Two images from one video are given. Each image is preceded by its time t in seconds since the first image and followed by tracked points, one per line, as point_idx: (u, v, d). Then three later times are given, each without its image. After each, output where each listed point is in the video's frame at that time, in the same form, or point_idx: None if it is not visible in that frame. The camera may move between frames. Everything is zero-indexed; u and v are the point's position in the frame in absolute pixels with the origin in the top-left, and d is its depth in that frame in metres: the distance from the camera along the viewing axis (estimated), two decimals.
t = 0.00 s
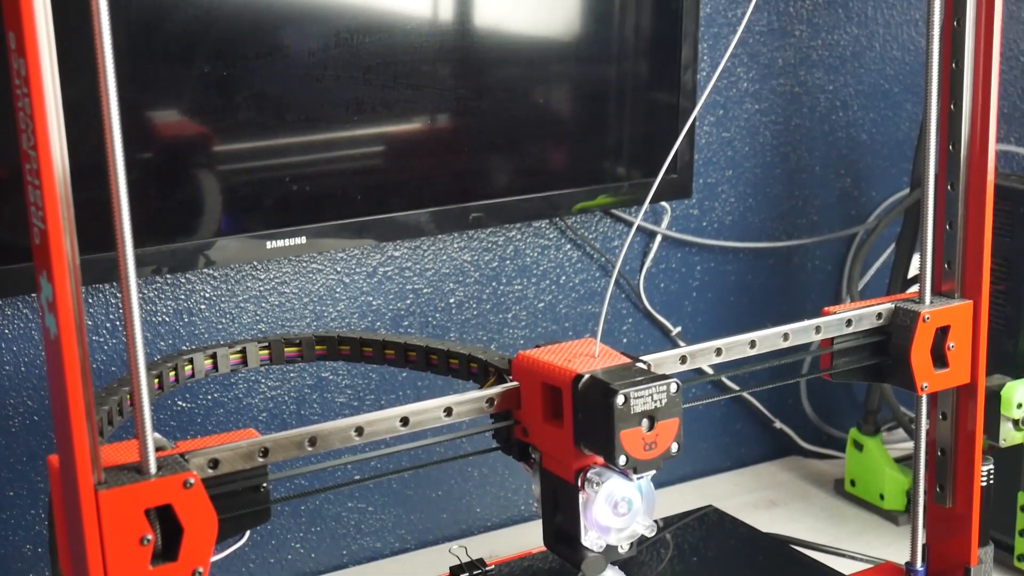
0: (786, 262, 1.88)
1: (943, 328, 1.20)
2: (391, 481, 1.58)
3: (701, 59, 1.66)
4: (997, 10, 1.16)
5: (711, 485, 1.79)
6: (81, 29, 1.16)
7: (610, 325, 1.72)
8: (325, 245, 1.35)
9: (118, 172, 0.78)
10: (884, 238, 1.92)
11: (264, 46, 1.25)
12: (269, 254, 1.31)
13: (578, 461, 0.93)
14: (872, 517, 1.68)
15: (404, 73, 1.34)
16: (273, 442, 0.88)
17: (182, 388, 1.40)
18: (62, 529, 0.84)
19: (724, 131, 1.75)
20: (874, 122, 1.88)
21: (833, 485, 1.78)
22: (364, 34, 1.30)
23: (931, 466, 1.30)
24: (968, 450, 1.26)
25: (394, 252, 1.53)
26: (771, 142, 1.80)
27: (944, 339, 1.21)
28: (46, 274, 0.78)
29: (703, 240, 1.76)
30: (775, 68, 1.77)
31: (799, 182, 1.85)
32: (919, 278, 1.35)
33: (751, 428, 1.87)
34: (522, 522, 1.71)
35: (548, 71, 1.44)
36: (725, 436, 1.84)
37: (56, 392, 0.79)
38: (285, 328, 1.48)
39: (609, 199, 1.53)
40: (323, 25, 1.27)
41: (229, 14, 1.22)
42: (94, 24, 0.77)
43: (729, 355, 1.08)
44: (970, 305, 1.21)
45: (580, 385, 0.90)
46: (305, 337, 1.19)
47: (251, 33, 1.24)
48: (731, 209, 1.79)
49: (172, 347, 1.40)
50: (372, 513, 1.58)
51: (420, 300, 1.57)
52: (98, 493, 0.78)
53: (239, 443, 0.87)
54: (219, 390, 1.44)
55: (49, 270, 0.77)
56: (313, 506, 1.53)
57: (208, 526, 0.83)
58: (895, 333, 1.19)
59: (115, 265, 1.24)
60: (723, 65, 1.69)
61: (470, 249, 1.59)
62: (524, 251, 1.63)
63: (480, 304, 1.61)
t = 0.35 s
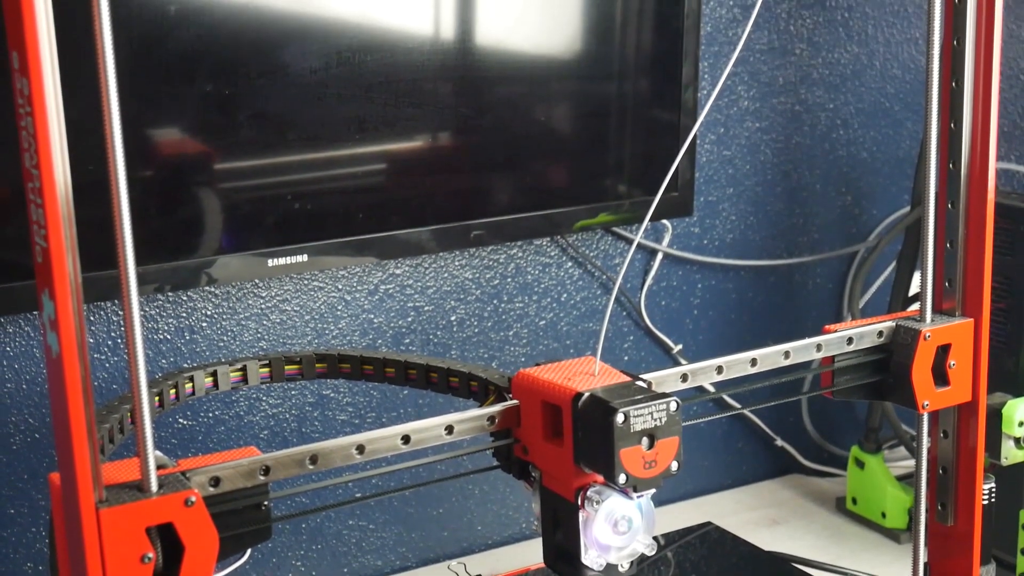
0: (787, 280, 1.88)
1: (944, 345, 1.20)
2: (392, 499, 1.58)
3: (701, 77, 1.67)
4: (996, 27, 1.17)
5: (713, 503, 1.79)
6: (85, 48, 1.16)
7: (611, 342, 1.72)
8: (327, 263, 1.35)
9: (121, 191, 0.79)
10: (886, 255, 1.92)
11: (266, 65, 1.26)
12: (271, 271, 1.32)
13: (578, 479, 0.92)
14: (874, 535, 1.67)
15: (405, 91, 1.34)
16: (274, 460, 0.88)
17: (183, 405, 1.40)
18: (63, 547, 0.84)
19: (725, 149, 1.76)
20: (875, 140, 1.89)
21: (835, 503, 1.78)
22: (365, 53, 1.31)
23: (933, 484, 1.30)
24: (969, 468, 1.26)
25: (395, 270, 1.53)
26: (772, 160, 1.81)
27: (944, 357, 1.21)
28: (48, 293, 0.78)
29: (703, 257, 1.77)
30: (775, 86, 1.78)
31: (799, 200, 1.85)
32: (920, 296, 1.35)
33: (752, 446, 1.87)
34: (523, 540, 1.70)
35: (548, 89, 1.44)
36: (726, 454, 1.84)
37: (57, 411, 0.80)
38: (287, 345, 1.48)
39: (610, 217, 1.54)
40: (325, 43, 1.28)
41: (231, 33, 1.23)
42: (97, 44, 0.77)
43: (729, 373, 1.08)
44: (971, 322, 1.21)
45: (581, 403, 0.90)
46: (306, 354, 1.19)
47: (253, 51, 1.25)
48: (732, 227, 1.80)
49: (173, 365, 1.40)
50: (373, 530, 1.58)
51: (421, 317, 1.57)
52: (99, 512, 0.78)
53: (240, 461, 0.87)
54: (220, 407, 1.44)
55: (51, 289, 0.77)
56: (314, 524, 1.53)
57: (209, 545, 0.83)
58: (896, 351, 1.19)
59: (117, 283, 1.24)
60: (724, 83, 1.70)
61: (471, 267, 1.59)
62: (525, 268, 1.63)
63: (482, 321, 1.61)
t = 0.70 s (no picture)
0: (788, 297, 1.88)
1: (944, 363, 1.20)
2: (393, 516, 1.57)
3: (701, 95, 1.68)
4: (996, 48, 1.17)
5: (714, 521, 1.78)
6: (88, 66, 1.17)
7: (612, 359, 1.72)
8: (327, 280, 1.35)
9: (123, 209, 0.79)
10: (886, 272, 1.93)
11: (268, 82, 1.26)
12: (272, 288, 1.32)
13: (582, 495, 0.93)
14: (875, 552, 1.67)
15: (406, 109, 1.35)
16: (275, 478, 0.88)
17: (184, 422, 1.40)
18: (62, 564, 0.84)
19: (725, 166, 1.76)
20: (875, 158, 1.89)
21: (836, 520, 1.77)
22: (366, 71, 1.31)
23: (933, 502, 1.29)
24: (970, 485, 1.25)
25: (396, 287, 1.54)
26: (772, 177, 1.81)
27: (945, 374, 1.21)
28: (50, 310, 0.78)
29: (704, 274, 1.77)
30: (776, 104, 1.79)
31: (799, 218, 1.86)
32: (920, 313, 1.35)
33: (753, 463, 1.86)
34: (523, 558, 1.70)
35: (549, 107, 1.45)
36: (727, 471, 1.84)
37: (58, 428, 0.80)
38: (287, 362, 1.48)
39: (611, 234, 1.54)
40: (326, 61, 1.29)
41: (233, 51, 1.23)
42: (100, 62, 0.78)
43: (730, 390, 1.07)
44: (971, 340, 1.21)
45: (585, 419, 0.90)
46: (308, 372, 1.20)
47: (255, 69, 1.25)
48: (732, 244, 1.80)
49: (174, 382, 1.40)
50: (373, 548, 1.57)
51: (421, 334, 1.57)
52: (100, 529, 0.78)
53: (241, 478, 0.87)
54: (221, 424, 1.44)
55: (53, 307, 0.77)
56: (314, 541, 1.52)
57: (209, 562, 0.82)
58: (897, 369, 1.19)
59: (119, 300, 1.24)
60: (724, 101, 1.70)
61: (472, 284, 1.59)
62: (526, 285, 1.63)
63: (482, 338, 1.62)
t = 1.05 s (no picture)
0: (788, 317, 1.89)
1: (945, 383, 1.20)
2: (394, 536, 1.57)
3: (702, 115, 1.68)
4: (995, 70, 1.18)
5: (715, 541, 1.78)
6: (91, 86, 1.18)
7: (612, 379, 1.72)
8: (329, 299, 1.36)
9: (124, 228, 0.80)
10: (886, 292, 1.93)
11: (269, 102, 1.27)
12: (273, 308, 1.32)
13: (577, 518, 0.92)
14: (876, 573, 1.66)
15: (408, 129, 1.35)
16: (276, 497, 0.88)
17: (185, 442, 1.39)
18: None
19: (726, 186, 1.77)
20: (875, 178, 1.90)
21: (837, 540, 1.77)
22: (368, 91, 1.32)
23: (935, 523, 1.29)
24: (972, 505, 1.25)
25: (397, 306, 1.54)
26: (772, 197, 1.82)
27: (945, 395, 1.21)
28: (51, 330, 0.79)
29: (705, 294, 1.77)
30: (776, 124, 1.79)
31: (800, 238, 1.86)
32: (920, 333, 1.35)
33: (754, 483, 1.86)
34: None
35: (550, 126, 1.46)
36: (728, 491, 1.83)
37: (59, 447, 0.80)
38: (288, 382, 1.48)
39: (611, 254, 1.54)
40: (327, 82, 1.29)
41: (235, 71, 1.24)
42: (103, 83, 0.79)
43: (731, 411, 1.07)
44: (971, 360, 1.21)
45: (580, 441, 0.90)
46: (307, 392, 1.20)
47: (257, 89, 1.26)
48: (733, 264, 1.80)
49: (175, 402, 1.40)
50: (374, 568, 1.57)
51: (422, 354, 1.57)
52: (101, 549, 0.78)
53: (242, 498, 0.87)
54: (222, 444, 1.44)
55: (55, 326, 0.78)
56: (315, 561, 1.52)
57: None
58: (897, 389, 1.19)
59: (120, 320, 1.24)
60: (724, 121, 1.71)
61: (473, 304, 1.59)
62: (527, 305, 1.63)
63: (483, 358, 1.62)
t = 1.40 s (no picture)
0: (789, 339, 1.89)
1: (944, 406, 1.20)
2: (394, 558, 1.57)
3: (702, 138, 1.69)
4: (993, 94, 1.18)
5: (715, 563, 1.77)
6: (93, 109, 1.18)
7: (613, 401, 1.72)
8: (329, 321, 1.36)
9: (125, 250, 0.80)
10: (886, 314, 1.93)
11: (271, 125, 1.28)
12: (274, 330, 1.32)
13: (583, 539, 0.93)
14: None
15: (408, 151, 1.36)
16: (276, 520, 0.88)
17: (185, 464, 1.39)
18: None
19: (726, 209, 1.77)
20: (874, 201, 1.91)
21: (838, 563, 1.76)
22: (369, 114, 1.33)
23: (936, 545, 1.29)
24: (972, 528, 1.25)
25: (397, 328, 1.54)
26: (772, 220, 1.82)
27: (945, 417, 1.21)
28: (52, 352, 0.79)
29: (704, 316, 1.77)
30: (775, 147, 1.80)
31: (800, 260, 1.87)
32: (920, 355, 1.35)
33: (754, 506, 1.86)
34: None
35: (550, 149, 1.46)
36: (729, 514, 1.83)
37: (59, 467, 0.80)
38: (289, 404, 1.48)
39: (612, 276, 1.55)
40: (328, 104, 1.30)
41: (236, 94, 1.25)
42: (104, 107, 0.80)
43: (731, 433, 1.07)
44: (971, 383, 1.21)
45: (585, 463, 0.90)
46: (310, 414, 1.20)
47: (258, 112, 1.26)
48: (733, 286, 1.80)
49: (175, 424, 1.40)
50: None
51: (422, 376, 1.57)
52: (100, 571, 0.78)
53: (242, 521, 0.87)
54: (222, 466, 1.43)
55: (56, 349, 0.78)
56: None
57: None
58: (897, 412, 1.19)
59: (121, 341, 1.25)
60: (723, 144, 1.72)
61: (473, 326, 1.60)
62: (527, 327, 1.64)
63: (483, 380, 1.62)
